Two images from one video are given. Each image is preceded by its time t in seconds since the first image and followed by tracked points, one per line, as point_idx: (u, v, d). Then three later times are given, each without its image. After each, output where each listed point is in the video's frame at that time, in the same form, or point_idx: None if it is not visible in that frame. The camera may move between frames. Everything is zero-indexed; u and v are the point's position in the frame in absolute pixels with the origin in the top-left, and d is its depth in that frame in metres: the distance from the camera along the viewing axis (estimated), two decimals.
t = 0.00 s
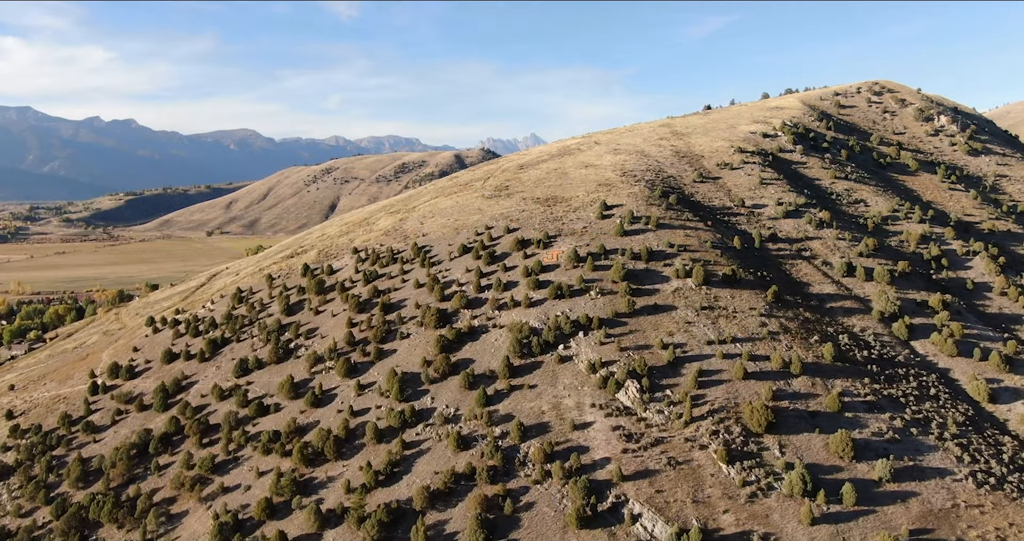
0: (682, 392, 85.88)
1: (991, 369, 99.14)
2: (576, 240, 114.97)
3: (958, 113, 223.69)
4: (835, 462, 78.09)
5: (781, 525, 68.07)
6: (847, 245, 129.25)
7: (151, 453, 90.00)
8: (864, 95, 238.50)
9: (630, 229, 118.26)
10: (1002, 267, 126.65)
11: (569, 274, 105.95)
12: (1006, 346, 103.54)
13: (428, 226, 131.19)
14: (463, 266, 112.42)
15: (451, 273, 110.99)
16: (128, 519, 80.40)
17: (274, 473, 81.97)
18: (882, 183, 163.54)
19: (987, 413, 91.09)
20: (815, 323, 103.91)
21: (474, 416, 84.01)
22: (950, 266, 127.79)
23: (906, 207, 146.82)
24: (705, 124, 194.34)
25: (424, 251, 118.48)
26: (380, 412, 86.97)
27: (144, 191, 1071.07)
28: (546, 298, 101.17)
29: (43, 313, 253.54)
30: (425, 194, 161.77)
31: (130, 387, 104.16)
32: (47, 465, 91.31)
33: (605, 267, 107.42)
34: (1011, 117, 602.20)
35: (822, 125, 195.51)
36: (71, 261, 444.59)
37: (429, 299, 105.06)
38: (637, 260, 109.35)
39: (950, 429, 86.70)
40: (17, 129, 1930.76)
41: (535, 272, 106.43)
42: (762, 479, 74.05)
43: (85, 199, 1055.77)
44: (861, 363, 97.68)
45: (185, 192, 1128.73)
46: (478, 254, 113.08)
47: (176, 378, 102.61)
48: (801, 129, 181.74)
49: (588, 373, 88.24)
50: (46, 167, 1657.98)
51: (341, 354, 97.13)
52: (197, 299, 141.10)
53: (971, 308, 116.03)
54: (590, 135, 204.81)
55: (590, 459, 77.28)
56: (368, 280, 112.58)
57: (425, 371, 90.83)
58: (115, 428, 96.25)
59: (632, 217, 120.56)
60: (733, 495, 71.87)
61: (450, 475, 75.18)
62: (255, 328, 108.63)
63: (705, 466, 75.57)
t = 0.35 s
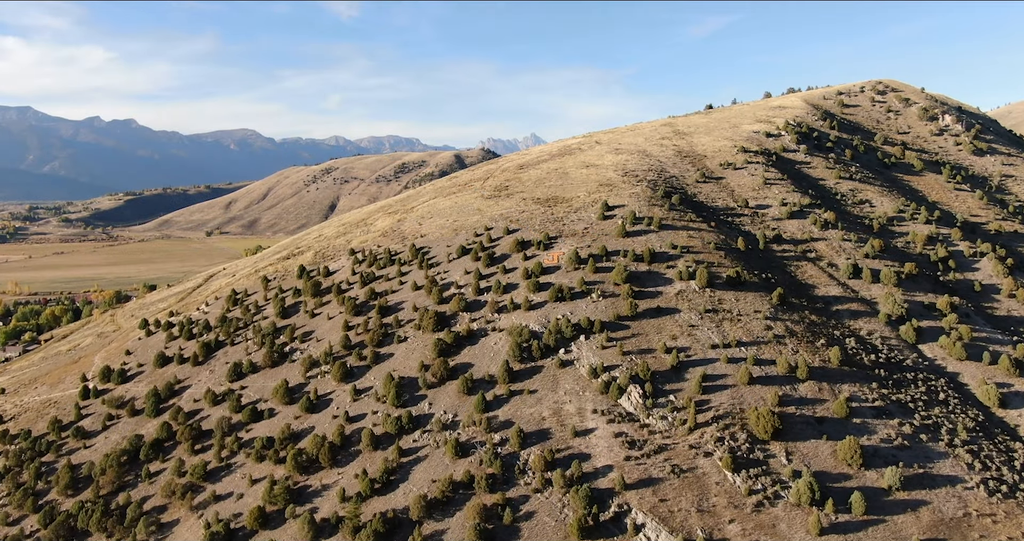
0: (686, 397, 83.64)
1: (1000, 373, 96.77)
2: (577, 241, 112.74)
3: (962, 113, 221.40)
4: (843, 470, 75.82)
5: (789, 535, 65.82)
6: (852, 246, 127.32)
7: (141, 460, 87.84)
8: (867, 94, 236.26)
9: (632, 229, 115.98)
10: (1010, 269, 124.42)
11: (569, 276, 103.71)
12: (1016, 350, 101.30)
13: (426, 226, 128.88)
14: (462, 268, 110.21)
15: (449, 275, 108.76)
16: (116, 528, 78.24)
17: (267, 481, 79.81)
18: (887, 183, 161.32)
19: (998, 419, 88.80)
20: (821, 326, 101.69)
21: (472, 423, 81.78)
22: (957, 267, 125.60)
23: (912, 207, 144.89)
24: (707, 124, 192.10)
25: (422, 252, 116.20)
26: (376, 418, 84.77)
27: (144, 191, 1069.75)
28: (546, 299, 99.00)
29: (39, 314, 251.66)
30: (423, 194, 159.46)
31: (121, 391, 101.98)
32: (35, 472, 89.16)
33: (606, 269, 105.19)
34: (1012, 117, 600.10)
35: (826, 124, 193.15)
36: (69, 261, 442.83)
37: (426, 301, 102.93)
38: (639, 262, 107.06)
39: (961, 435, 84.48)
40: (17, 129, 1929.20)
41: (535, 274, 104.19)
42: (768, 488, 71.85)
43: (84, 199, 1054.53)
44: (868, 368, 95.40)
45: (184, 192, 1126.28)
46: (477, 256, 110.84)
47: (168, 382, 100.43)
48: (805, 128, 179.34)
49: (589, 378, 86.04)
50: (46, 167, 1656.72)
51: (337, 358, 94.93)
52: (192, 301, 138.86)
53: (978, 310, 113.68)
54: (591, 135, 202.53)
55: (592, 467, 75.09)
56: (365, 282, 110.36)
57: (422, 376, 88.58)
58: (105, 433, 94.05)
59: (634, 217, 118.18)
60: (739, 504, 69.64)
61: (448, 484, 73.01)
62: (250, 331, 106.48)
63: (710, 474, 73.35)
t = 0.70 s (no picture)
0: (690, 404, 81.27)
1: (1012, 378, 94.18)
2: (578, 243, 110.42)
3: (967, 112, 219.05)
4: (853, 480, 73.36)
5: None
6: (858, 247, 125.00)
7: (130, 468, 85.46)
8: (870, 94, 233.98)
9: (634, 231, 113.63)
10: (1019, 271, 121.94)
11: (571, 278, 101.37)
12: None
13: (424, 228, 126.57)
14: (460, 271, 107.85)
15: (448, 278, 106.49)
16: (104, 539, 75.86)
17: (259, 490, 77.45)
18: (892, 183, 158.92)
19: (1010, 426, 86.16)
20: (828, 330, 99.23)
21: (470, 430, 79.42)
22: (965, 269, 123.12)
23: (918, 208, 142.72)
24: (710, 124, 189.74)
25: (420, 255, 113.89)
26: (372, 425, 82.41)
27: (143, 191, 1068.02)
28: (547, 303, 96.94)
29: (35, 316, 249.54)
30: (422, 195, 157.10)
31: (112, 397, 99.61)
32: (22, 480, 86.79)
33: (608, 271, 102.80)
34: (1015, 117, 597.61)
35: (829, 124, 190.77)
36: (67, 262, 440.57)
37: (424, 304, 100.70)
38: (641, 264, 104.74)
39: (973, 442, 82.04)
40: (17, 129, 1928.26)
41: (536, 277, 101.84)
42: (776, 498, 69.38)
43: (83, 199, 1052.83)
44: (877, 373, 93.01)
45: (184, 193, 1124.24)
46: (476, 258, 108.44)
47: (160, 387, 98.02)
48: (808, 128, 176.96)
49: (591, 384, 83.61)
50: (45, 167, 1654.58)
51: (332, 363, 92.62)
52: (187, 304, 136.52)
53: (987, 314, 111.06)
54: (592, 135, 200.22)
55: (594, 477, 72.67)
56: (361, 285, 108.02)
57: (419, 382, 86.18)
58: (94, 440, 91.67)
59: (636, 218, 115.81)
60: (746, 515, 67.18)
61: (446, 494, 70.63)
62: (244, 335, 104.18)
63: (715, 484, 70.92)
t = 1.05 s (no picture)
0: (695, 411, 78.77)
1: None
2: (579, 245, 107.78)
3: (972, 112, 216.56)
4: (863, 490, 70.82)
5: None
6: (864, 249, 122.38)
7: (119, 477, 82.98)
8: (874, 93, 231.46)
9: (637, 232, 111.09)
10: None
11: (571, 281, 98.80)
12: None
13: (422, 229, 124.07)
14: (459, 273, 105.21)
15: (445, 280, 103.95)
16: None
17: (250, 501, 74.99)
18: (898, 184, 156.40)
19: None
20: (836, 335, 96.72)
21: (469, 438, 76.92)
22: (974, 272, 120.57)
23: (926, 208, 140.15)
24: (713, 123, 187.21)
25: (418, 256, 111.38)
26: (367, 433, 79.91)
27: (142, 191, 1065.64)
28: (547, 307, 94.37)
29: (30, 318, 247.00)
30: (420, 195, 154.63)
31: (101, 403, 97.12)
32: (7, 488, 84.31)
33: (610, 274, 100.24)
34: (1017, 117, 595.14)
35: (833, 124, 188.32)
36: (64, 262, 437.84)
37: (422, 307, 98.13)
38: (644, 267, 102.18)
39: (986, 450, 79.52)
40: (17, 129, 1926.58)
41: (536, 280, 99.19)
42: (784, 509, 66.79)
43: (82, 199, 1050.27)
44: (886, 378, 90.52)
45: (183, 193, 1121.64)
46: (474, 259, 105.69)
47: (150, 393, 95.51)
48: (812, 127, 174.41)
49: (593, 391, 81.11)
50: (45, 167, 1652.60)
51: (326, 369, 90.05)
52: (180, 306, 134.08)
53: (997, 317, 108.48)
54: (593, 134, 197.69)
55: (596, 488, 70.19)
56: (357, 288, 105.50)
57: (416, 388, 83.67)
58: (82, 448, 89.18)
59: (639, 219, 113.23)
60: (753, 527, 64.64)
61: (443, 505, 68.20)
62: (237, 339, 101.70)
63: (721, 495, 68.38)
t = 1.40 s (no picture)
0: (700, 418, 76.46)
1: None
2: (580, 247, 105.48)
3: (977, 112, 214.26)
4: (874, 500, 68.42)
5: None
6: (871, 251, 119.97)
7: (107, 485, 80.63)
8: (878, 93, 229.23)
9: (639, 234, 108.75)
10: None
11: (572, 284, 96.49)
12: None
13: (420, 231, 121.76)
14: (457, 276, 102.91)
15: (443, 283, 101.64)
16: None
17: (241, 511, 72.65)
18: (904, 184, 154.06)
19: None
20: (843, 339, 94.41)
21: (467, 447, 74.56)
22: (983, 274, 118.15)
23: (932, 209, 137.85)
24: (715, 122, 184.93)
25: (415, 258, 109.08)
26: (362, 441, 77.58)
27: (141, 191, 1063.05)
28: (548, 310, 91.98)
29: (26, 320, 244.50)
30: (419, 196, 152.37)
31: (91, 409, 94.80)
32: None
33: (612, 276, 97.92)
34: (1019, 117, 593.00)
35: (837, 124, 186.11)
36: (62, 263, 435.28)
37: (419, 311, 95.77)
38: (647, 269, 99.88)
39: (999, 458, 77.12)
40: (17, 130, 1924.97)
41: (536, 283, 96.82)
42: (793, 521, 64.32)
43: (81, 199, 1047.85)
44: (896, 384, 88.14)
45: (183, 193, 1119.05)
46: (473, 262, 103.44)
47: (141, 398, 93.17)
48: (816, 127, 172.12)
49: (595, 397, 78.80)
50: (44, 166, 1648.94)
51: (321, 374, 87.79)
52: (175, 309, 131.76)
53: (1008, 320, 106.04)
54: (594, 134, 195.39)
55: (598, 498, 67.85)
56: (353, 291, 103.19)
57: (413, 395, 81.35)
58: (71, 455, 86.86)
59: (641, 221, 110.91)
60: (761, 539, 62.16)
61: (440, 517, 65.83)
62: (230, 343, 99.36)
63: (728, 505, 65.93)
